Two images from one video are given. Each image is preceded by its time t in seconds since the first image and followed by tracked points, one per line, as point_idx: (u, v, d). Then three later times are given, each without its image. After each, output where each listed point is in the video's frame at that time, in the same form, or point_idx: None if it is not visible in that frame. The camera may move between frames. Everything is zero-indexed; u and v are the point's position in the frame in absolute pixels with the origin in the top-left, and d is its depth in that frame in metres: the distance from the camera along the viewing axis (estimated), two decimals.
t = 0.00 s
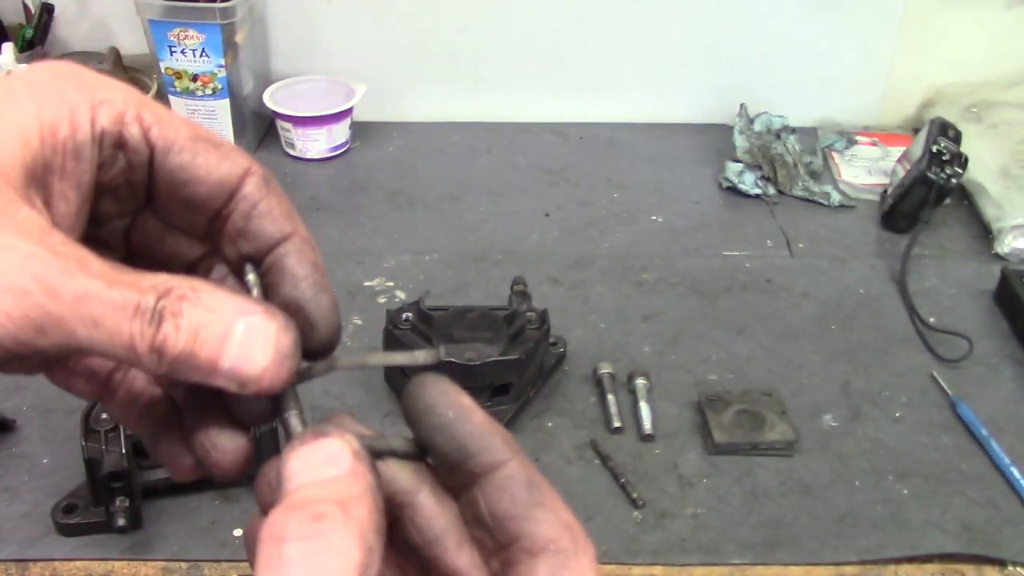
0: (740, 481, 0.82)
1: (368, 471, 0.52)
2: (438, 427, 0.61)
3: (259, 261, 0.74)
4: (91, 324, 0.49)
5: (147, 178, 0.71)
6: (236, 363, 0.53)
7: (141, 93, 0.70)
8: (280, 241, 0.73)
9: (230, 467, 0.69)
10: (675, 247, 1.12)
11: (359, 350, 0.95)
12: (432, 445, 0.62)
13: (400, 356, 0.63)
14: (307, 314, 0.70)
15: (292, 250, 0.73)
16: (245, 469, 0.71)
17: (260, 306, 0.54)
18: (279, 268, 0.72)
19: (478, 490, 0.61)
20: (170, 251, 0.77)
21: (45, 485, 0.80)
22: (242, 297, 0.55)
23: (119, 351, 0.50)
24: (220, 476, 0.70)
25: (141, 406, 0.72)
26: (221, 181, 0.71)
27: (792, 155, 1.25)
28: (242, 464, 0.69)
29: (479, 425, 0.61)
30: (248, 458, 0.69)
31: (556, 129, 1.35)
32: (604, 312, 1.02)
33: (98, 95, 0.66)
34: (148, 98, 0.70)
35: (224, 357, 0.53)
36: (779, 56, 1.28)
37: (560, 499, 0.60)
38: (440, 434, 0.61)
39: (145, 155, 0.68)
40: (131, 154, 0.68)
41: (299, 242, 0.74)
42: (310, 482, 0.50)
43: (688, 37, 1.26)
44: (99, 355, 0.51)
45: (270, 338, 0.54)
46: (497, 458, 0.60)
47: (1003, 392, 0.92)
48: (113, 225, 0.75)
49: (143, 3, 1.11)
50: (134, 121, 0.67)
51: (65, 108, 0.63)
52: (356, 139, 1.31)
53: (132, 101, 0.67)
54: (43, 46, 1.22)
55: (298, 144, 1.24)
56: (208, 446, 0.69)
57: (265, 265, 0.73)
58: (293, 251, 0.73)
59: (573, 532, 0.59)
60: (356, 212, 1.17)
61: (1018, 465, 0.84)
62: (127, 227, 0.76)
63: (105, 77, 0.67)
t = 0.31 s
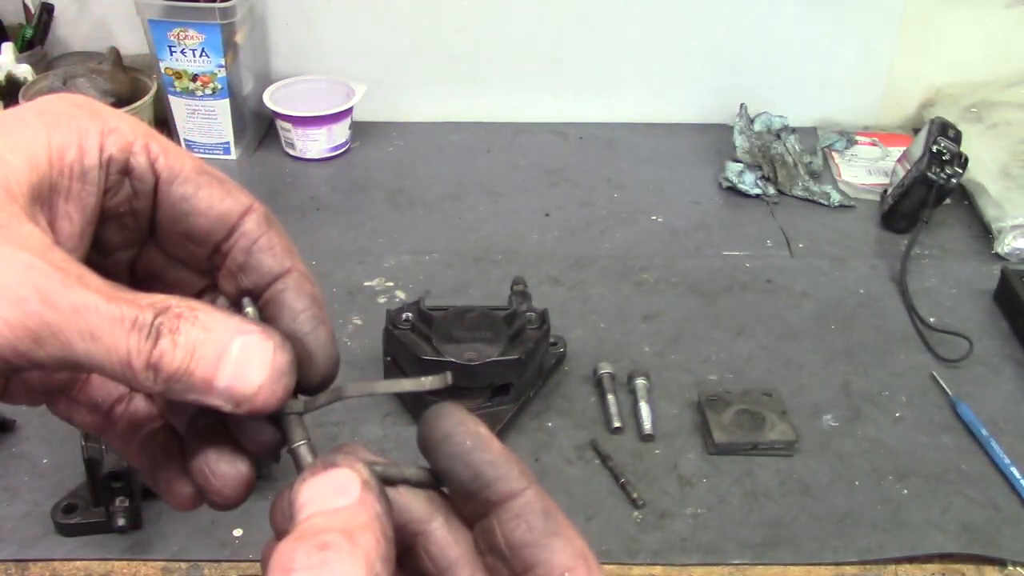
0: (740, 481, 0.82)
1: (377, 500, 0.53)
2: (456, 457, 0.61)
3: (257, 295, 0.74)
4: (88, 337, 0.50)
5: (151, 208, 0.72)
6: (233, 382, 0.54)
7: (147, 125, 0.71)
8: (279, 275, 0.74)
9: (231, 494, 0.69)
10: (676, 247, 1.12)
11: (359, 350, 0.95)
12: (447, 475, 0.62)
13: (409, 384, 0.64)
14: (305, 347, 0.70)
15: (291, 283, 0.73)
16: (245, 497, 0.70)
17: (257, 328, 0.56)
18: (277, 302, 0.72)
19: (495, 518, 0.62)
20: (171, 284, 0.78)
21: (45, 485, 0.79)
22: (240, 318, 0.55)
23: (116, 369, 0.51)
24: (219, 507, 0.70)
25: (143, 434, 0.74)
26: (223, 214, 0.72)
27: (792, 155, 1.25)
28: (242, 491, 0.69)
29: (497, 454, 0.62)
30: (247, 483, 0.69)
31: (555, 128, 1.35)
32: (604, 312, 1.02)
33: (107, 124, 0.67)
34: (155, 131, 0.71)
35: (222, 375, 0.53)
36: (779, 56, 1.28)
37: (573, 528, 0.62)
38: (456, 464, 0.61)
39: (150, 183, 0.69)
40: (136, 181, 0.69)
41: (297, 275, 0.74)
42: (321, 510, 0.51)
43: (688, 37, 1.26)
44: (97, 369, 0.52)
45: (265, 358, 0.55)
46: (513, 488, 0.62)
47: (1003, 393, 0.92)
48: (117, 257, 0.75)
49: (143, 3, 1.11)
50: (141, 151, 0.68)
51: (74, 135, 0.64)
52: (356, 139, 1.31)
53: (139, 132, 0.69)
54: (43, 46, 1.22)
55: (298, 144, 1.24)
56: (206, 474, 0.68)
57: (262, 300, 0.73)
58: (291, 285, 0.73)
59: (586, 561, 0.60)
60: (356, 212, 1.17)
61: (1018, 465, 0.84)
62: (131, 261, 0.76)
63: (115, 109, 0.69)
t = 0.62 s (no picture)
0: (740, 481, 0.82)
1: (354, 484, 0.53)
2: (442, 442, 0.62)
3: (248, 284, 0.73)
4: (58, 342, 0.50)
5: (139, 198, 0.72)
6: (203, 413, 0.54)
7: (137, 119, 0.72)
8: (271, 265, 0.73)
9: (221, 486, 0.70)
10: (676, 247, 1.12)
11: (359, 350, 0.95)
12: (435, 461, 0.63)
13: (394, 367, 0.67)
14: (296, 337, 0.69)
15: (284, 273, 0.72)
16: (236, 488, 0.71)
17: (236, 358, 0.56)
18: (269, 293, 0.72)
19: (483, 503, 0.62)
20: (162, 276, 0.78)
21: (45, 485, 0.80)
22: (220, 347, 0.56)
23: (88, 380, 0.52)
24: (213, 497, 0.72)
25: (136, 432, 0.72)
26: (213, 204, 0.72)
27: (793, 155, 1.25)
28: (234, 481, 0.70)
29: (483, 439, 0.62)
30: (240, 476, 0.70)
31: (555, 129, 1.35)
32: (604, 312, 1.02)
33: (95, 116, 0.68)
34: (144, 123, 0.72)
35: (194, 405, 0.54)
36: (779, 56, 1.28)
37: (563, 514, 0.61)
38: (443, 449, 0.62)
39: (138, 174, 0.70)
40: (124, 172, 0.70)
41: (288, 266, 0.73)
42: (297, 496, 0.51)
43: (688, 37, 1.26)
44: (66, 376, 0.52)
45: (242, 393, 0.55)
46: (501, 472, 0.62)
47: (1003, 393, 0.92)
48: (107, 248, 0.75)
49: (143, 3, 1.11)
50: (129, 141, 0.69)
51: (60, 126, 0.65)
52: (356, 139, 1.31)
53: (127, 123, 0.70)
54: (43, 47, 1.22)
55: (298, 144, 1.24)
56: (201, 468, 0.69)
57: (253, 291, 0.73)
58: (282, 276, 0.72)
59: (575, 546, 0.59)
60: (356, 213, 1.17)
61: (1019, 465, 0.84)
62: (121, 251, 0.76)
63: (105, 101, 0.70)
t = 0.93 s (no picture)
0: (740, 481, 0.82)
1: (339, 487, 0.53)
2: (429, 444, 0.61)
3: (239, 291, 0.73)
4: (56, 338, 0.50)
5: (133, 213, 0.72)
6: (200, 411, 0.53)
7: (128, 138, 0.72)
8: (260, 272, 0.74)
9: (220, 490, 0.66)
10: (676, 247, 1.12)
11: (359, 350, 0.95)
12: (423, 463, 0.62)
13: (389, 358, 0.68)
14: (286, 334, 0.70)
15: (273, 277, 0.73)
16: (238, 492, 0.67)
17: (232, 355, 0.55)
18: (259, 295, 0.72)
19: (470, 504, 0.61)
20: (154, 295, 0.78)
21: (46, 485, 0.79)
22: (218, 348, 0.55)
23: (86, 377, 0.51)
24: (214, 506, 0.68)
25: (132, 449, 0.71)
26: (204, 215, 0.72)
27: (793, 155, 1.25)
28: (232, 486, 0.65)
29: (470, 440, 0.61)
30: (240, 481, 0.66)
31: (555, 129, 1.35)
32: (604, 312, 1.02)
33: (88, 133, 0.68)
34: (136, 142, 0.72)
35: (190, 404, 0.53)
36: (778, 56, 1.28)
37: (552, 512, 0.61)
38: (431, 451, 0.61)
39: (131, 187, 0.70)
40: (118, 185, 0.69)
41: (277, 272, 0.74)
42: (280, 499, 0.51)
43: (688, 37, 1.26)
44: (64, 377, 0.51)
45: (239, 388, 0.54)
46: (489, 473, 0.61)
47: (1003, 393, 0.92)
48: (101, 269, 0.75)
49: (143, 3, 1.11)
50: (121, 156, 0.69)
51: (54, 141, 0.65)
52: (356, 139, 1.31)
53: (119, 140, 0.70)
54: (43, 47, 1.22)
55: (298, 144, 1.24)
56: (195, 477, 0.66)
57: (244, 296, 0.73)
58: (273, 279, 0.73)
59: (564, 544, 0.59)
60: (356, 213, 1.17)
61: (1019, 465, 0.84)
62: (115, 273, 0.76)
63: (96, 121, 0.70)
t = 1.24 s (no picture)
0: (740, 481, 0.82)
1: (302, 495, 0.56)
2: (384, 465, 0.65)
3: (220, 350, 0.74)
4: (44, 401, 0.50)
5: (122, 262, 0.71)
6: (180, 469, 0.53)
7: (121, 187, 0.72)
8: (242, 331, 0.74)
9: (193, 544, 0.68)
10: (676, 247, 1.12)
11: (359, 350, 0.95)
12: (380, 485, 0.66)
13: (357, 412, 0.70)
14: (258, 396, 0.71)
15: (254, 339, 0.74)
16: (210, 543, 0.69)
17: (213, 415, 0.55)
18: (238, 355, 0.73)
19: (425, 520, 0.64)
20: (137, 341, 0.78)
21: (46, 485, 0.79)
22: (199, 407, 0.55)
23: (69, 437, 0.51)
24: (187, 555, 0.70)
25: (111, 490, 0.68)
26: (191, 272, 0.72)
27: (793, 155, 1.25)
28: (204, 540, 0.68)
29: (422, 459, 0.65)
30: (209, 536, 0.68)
31: (555, 129, 1.35)
32: (604, 312, 1.02)
33: (83, 182, 0.68)
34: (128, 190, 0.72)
35: (171, 462, 0.53)
36: (778, 56, 1.28)
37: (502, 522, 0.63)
38: (385, 471, 0.65)
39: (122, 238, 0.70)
40: (109, 236, 0.69)
41: (258, 333, 0.74)
42: (248, 508, 0.54)
43: (688, 37, 1.26)
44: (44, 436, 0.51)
45: (219, 451, 0.54)
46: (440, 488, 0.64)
47: (1003, 393, 0.92)
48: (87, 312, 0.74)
49: (143, 3, 1.11)
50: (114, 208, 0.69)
51: (49, 193, 0.64)
52: (356, 139, 1.31)
53: (113, 191, 0.69)
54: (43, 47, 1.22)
55: (298, 144, 1.24)
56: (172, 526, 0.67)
57: (222, 354, 0.74)
58: (253, 340, 0.74)
59: (511, 548, 0.61)
60: (356, 213, 1.17)
61: (1019, 465, 0.84)
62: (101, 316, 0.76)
63: (91, 168, 0.70)
